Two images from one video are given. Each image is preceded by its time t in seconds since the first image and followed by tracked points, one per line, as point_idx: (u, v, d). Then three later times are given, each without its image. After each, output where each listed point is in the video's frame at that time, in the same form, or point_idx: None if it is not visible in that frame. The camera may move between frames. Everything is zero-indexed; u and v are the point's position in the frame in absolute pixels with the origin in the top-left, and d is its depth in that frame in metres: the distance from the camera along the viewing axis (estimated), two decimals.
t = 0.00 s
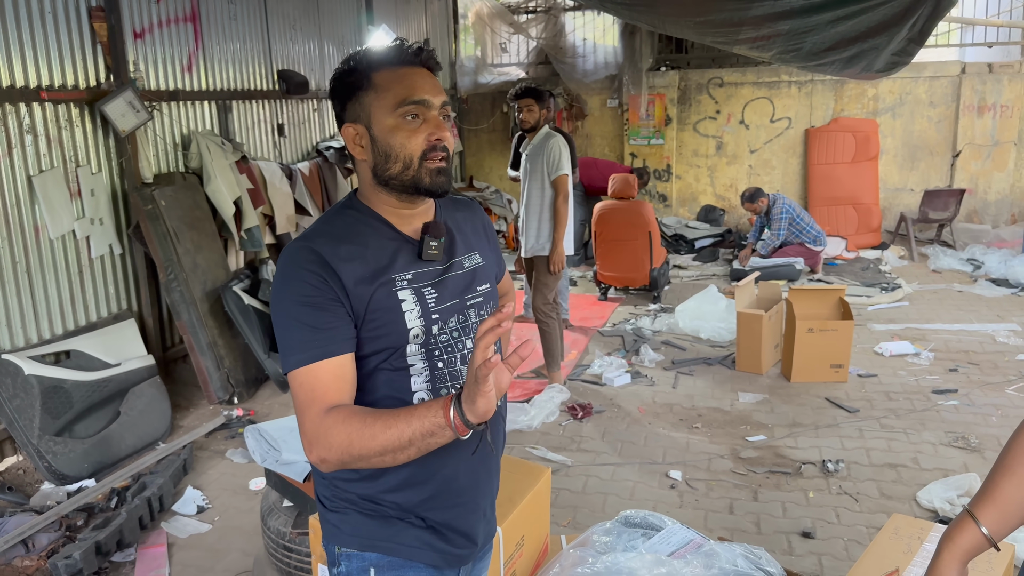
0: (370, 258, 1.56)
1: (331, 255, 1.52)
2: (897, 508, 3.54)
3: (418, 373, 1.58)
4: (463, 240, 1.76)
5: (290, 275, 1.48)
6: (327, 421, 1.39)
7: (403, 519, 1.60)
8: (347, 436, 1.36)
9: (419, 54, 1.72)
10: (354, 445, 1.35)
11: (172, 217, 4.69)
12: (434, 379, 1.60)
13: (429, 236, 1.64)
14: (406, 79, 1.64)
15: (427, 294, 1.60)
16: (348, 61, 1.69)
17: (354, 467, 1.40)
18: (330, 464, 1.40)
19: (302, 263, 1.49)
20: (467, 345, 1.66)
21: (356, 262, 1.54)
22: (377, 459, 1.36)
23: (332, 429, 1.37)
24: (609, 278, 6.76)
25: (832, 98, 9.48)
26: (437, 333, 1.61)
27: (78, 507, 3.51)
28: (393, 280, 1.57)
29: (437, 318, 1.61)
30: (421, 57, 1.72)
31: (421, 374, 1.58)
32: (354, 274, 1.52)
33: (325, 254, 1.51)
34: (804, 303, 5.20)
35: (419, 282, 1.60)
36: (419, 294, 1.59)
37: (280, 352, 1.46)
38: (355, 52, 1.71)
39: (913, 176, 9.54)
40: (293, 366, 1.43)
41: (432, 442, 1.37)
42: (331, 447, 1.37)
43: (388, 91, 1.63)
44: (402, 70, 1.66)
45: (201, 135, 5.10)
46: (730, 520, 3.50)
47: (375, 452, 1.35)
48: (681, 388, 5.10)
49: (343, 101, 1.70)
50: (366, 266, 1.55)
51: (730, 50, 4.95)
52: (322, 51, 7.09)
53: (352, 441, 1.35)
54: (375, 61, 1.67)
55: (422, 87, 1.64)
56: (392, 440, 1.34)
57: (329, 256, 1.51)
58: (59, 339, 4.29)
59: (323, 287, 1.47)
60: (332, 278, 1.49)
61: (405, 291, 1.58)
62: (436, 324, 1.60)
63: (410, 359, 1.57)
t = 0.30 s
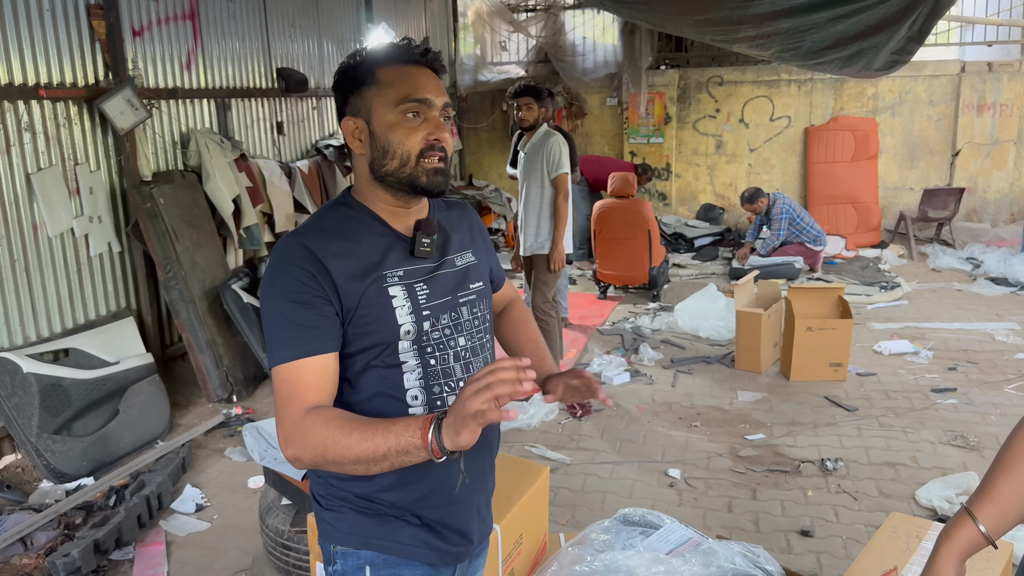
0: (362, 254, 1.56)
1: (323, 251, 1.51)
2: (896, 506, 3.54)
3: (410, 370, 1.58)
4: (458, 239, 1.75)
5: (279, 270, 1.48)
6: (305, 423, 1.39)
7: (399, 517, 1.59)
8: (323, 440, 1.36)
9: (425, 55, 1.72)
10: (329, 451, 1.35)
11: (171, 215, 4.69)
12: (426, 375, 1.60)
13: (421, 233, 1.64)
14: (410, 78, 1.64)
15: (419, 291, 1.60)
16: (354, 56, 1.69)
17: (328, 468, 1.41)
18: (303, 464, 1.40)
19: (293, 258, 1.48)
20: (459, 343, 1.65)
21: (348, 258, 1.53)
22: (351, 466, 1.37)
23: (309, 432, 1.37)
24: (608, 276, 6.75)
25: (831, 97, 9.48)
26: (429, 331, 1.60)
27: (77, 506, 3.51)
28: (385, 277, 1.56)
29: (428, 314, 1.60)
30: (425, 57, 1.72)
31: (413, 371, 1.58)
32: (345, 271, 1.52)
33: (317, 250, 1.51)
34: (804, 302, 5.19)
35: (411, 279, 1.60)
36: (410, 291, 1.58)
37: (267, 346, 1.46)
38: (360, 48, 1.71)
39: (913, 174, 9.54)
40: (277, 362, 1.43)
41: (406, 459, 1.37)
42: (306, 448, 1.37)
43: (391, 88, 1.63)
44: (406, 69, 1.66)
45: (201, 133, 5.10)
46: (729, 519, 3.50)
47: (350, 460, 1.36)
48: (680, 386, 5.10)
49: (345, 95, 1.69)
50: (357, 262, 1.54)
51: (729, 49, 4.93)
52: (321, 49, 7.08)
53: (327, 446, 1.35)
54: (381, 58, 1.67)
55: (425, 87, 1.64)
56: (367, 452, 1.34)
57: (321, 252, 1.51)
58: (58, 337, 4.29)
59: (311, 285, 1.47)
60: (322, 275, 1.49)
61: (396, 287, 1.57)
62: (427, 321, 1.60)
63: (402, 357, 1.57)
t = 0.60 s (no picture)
0: (362, 249, 1.56)
1: (324, 245, 1.52)
2: (894, 505, 3.55)
3: (410, 367, 1.58)
4: (458, 238, 1.75)
5: (279, 263, 1.48)
6: (296, 416, 1.39)
7: (397, 515, 1.59)
8: (314, 433, 1.36)
9: (421, 52, 1.71)
10: (319, 445, 1.35)
11: (170, 214, 4.69)
12: (426, 372, 1.59)
13: (422, 232, 1.64)
14: (406, 76, 1.64)
15: (418, 287, 1.60)
16: (349, 56, 1.69)
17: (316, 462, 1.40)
18: (291, 457, 1.40)
19: (294, 252, 1.49)
20: (458, 341, 1.65)
21: (348, 252, 1.54)
22: (340, 462, 1.36)
23: (300, 425, 1.37)
24: (608, 276, 6.74)
25: (830, 96, 9.49)
26: (428, 327, 1.60)
27: (76, 504, 3.51)
28: (385, 272, 1.57)
29: (428, 311, 1.60)
30: (421, 54, 1.71)
31: (413, 367, 1.58)
32: (345, 265, 1.52)
33: (318, 244, 1.51)
34: (803, 301, 5.19)
35: (411, 276, 1.60)
36: (410, 288, 1.59)
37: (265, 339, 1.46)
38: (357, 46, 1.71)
39: (911, 174, 9.54)
40: (273, 355, 1.44)
41: (395, 456, 1.36)
42: (296, 441, 1.37)
43: (387, 87, 1.63)
44: (401, 66, 1.66)
45: (200, 132, 5.10)
46: (728, 518, 3.51)
47: (338, 456, 1.35)
48: (679, 385, 5.10)
49: (343, 95, 1.69)
50: (357, 257, 1.55)
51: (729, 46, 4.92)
52: (320, 47, 7.08)
53: (316, 439, 1.35)
54: (376, 56, 1.67)
55: (421, 84, 1.64)
56: (355, 448, 1.34)
57: (322, 245, 1.52)
58: (57, 336, 4.29)
59: (309, 280, 1.47)
60: (322, 269, 1.49)
61: (397, 283, 1.57)
62: (427, 318, 1.60)
63: (401, 353, 1.57)
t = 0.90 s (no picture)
0: (360, 236, 1.58)
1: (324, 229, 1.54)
2: (894, 505, 3.55)
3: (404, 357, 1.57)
4: (455, 231, 1.75)
5: (284, 246, 1.50)
6: (347, 369, 1.36)
7: (393, 511, 1.59)
8: (368, 382, 1.33)
9: (407, 54, 1.68)
10: (374, 391, 1.33)
11: (169, 212, 4.69)
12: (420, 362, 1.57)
13: (415, 225, 1.64)
14: (388, 81, 1.63)
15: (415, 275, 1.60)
16: (334, 59, 1.69)
17: (373, 417, 1.37)
18: (348, 415, 1.35)
19: (296, 235, 1.52)
20: (455, 332, 1.63)
21: (348, 238, 1.56)
22: (399, 406, 1.34)
23: (354, 376, 1.35)
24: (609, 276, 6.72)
25: (830, 96, 9.50)
26: (424, 317, 1.59)
27: (75, 503, 3.51)
28: (382, 258, 1.58)
29: (424, 299, 1.59)
30: (407, 56, 1.68)
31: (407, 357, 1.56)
32: (346, 249, 1.54)
33: (319, 229, 1.54)
34: (803, 300, 5.19)
35: (409, 263, 1.60)
36: (408, 276, 1.59)
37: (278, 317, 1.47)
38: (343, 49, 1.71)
39: (911, 173, 9.55)
40: (303, 325, 1.42)
41: (456, 387, 1.35)
42: (351, 394, 1.34)
43: (369, 93, 1.63)
44: (385, 71, 1.65)
45: (200, 131, 5.10)
46: (727, 517, 3.51)
47: (397, 395, 1.33)
48: (678, 385, 5.10)
49: (331, 100, 1.71)
50: (354, 242, 1.56)
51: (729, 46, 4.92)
52: (321, 46, 7.08)
53: (372, 386, 1.33)
54: (357, 59, 1.65)
55: (404, 91, 1.64)
56: (416, 382, 1.32)
57: (322, 230, 1.54)
58: (56, 334, 4.29)
59: (318, 258, 1.49)
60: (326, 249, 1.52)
61: (395, 269, 1.58)
62: (422, 306, 1.59)
63: (396, 341, 1.56)
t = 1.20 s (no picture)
0: (359, 241, 1.57)
1: (321, 236, 1.53)
2: (893, 504, 3.55)
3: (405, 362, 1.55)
4: (460, 233, 1.73)
5: (278, 253, 1.51)
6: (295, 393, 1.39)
7: (392, 511, 1.59)
8: (311, 406, 1.35)
9: (412, 51, 1.68)
10: (318, 414, 1.34)
11: (169, 212, 4.69)
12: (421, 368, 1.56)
13: (420, 226, 1.64)
14: (396, 78, 1.63)
15: (414, 281, 1.58)
16: (340, 57, 1.68)
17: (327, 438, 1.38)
18: (300, 440, 1.38)
19: (289, 244, 1.51)
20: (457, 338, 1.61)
21: (346, 244, 1.55)
22: (344, 427, 1.34)
23: (299, 399, 1.37)
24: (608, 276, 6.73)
25: (829, 96, 9.51)
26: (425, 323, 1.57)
27: (75, 503, 3.51)
28: (380, 265, 1.56)
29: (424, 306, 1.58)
30: (412, 53, 1.68)
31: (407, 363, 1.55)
32: (342, 256, 1.53)
33: (314, 236, 1.53)
34: (803, 301, 5.19)
35: (409, 269, 1.59)
36: (407, 281, 1.57)
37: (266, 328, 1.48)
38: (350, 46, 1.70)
39: (911, 174, 9.56)
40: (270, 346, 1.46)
41: (394, 404, 1.33)
42: (299, 418, 1.36)
43: (376, 90, 1.63)
44: (391, 68, 1.65)
45: (199, 131, 5.09)
46: (727, 517, 3.51)
47: (338, 419, 1.33)
48: (678, 385, 5.11)
49: (337, 97, 1.70)
50: (352, 248, 1.55)
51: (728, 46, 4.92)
52: (320, 47, 7.08)
53: (315, 411, 1.34)
54: (364, 56, 1.65)
55: (412, 87, 1.63)
56: (351, 405, 1.32)
57: (319, 237, 1.53)
58: (56, 334, 4.28)
59: (307, 267, 1.49)
60: (318, 259, 1.51)
61: (393, 277, 1.57)
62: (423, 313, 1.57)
63: (397, 346, 1.55)
